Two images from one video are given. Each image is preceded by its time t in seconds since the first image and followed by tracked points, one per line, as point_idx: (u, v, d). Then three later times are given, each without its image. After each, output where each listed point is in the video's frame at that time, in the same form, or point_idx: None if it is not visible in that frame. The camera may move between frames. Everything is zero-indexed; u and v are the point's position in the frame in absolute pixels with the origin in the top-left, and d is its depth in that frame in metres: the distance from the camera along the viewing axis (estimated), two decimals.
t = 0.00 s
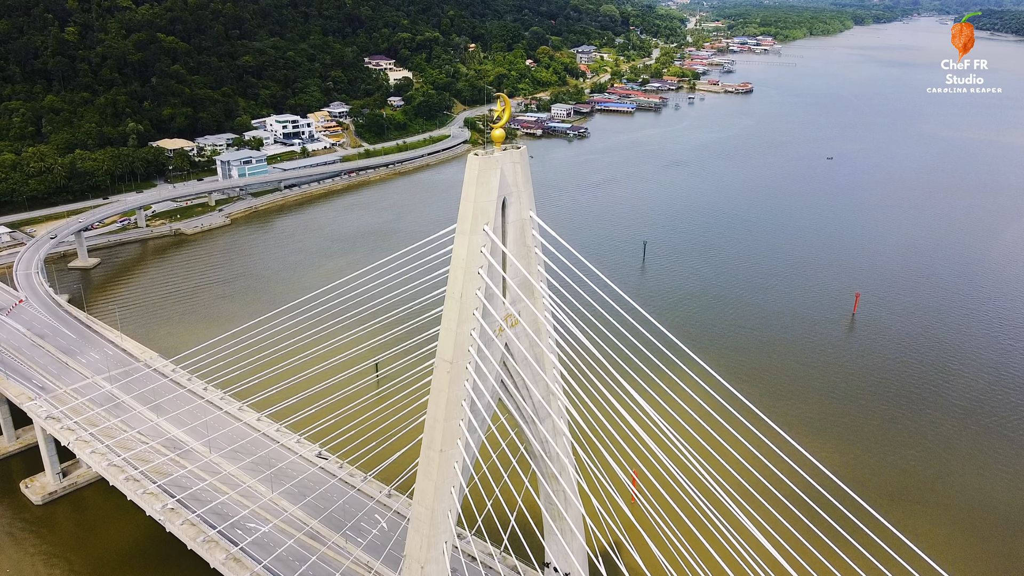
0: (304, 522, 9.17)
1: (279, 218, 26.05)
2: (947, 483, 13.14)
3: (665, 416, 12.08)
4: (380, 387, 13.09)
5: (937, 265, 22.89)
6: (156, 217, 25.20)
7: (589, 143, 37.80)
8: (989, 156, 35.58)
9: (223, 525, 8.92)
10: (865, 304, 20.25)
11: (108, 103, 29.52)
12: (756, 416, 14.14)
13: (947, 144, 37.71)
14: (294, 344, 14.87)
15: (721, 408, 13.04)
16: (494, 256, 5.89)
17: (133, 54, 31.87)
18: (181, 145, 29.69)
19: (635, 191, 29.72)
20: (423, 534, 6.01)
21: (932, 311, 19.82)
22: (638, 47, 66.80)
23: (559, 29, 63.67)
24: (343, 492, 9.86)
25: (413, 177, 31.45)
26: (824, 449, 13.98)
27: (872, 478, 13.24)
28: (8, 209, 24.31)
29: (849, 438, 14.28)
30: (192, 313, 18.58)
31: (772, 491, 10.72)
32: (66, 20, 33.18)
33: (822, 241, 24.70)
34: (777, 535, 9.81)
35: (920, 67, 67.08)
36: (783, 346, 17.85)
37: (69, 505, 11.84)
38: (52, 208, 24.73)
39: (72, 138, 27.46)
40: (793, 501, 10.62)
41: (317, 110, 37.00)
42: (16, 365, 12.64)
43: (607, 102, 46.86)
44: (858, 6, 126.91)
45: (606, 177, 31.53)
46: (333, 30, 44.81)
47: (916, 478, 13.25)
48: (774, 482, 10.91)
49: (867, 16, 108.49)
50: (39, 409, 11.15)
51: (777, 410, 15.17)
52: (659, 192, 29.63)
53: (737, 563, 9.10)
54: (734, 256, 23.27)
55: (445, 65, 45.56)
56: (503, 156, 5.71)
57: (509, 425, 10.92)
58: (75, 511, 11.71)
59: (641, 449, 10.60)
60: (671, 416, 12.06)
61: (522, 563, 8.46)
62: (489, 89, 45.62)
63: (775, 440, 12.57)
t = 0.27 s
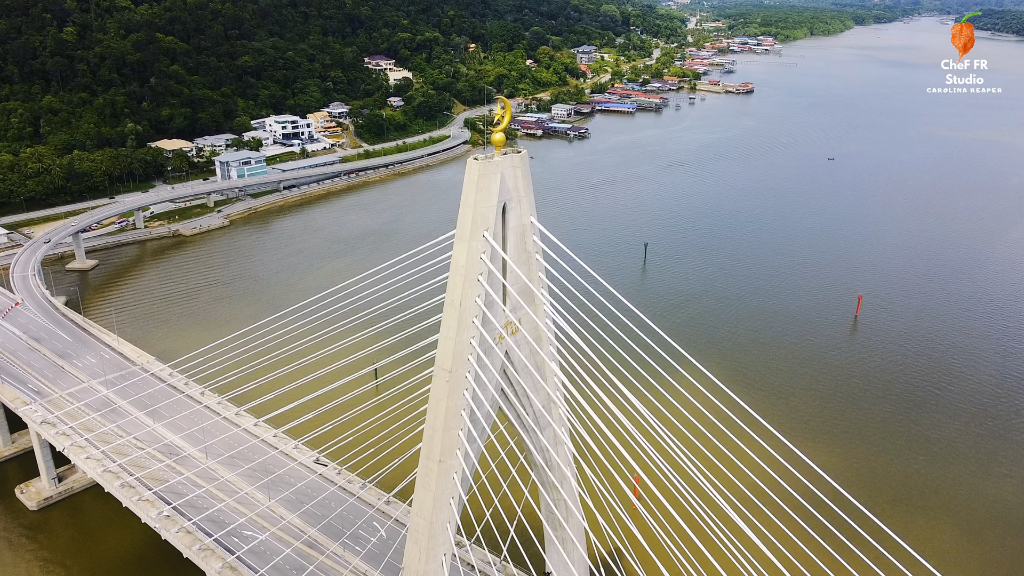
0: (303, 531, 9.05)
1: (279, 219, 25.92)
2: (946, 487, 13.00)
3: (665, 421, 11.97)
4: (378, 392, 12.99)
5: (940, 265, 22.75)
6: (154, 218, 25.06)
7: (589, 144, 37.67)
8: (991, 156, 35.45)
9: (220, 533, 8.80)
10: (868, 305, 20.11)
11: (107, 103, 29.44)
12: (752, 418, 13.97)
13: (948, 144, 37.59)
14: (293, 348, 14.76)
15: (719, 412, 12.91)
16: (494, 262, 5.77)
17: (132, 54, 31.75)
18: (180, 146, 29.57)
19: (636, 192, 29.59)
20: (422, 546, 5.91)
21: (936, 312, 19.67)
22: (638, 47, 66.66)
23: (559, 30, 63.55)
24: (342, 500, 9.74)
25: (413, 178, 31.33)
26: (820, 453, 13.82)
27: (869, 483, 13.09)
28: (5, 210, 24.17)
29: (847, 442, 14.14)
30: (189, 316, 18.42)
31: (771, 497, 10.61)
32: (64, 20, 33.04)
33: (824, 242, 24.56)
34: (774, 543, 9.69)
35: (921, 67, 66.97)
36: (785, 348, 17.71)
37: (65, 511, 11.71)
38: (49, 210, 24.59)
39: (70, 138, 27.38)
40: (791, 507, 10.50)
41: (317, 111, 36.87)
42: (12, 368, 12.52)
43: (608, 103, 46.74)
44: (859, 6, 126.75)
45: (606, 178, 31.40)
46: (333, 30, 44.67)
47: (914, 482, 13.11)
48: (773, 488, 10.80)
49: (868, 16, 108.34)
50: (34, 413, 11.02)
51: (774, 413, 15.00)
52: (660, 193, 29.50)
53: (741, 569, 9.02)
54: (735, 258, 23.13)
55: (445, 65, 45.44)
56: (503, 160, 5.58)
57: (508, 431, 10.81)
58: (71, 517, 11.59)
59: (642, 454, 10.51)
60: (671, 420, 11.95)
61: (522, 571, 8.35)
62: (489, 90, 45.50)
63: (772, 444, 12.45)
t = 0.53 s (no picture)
0: (300, 539, 8.93)
1: (277, 221, 25.77)
2: (945, 494, 12.84)
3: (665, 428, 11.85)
4: (377, 396, 12.93)
5: (943, 267, 22.61)
6: (152, 220, 24.93)
7: (589, 145, 37.54)
8: (992, 157, 35.34)
9: (215, 541, 8.68)
10: (871, 307, 19.96)
11: (105, 104, 29.35)
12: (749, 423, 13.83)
13: (950, 145, 37.45)
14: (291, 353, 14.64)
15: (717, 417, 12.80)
16: (494, 269, 5.64)
17: (131, 55, 31.62)
18: (179, 147, 29.46)
19: (637, 193, 29.47)
20: (420, 558, 5.80)
21: (940, 314, 19.52)
22: (639, 47, 66.55)
23: (559, 30, 63.41)
24: (342, 508, 9.60)
25: (412, 179, 31.21)
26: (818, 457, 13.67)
27: (866, 489, 12.94)
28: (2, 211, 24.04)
29: (846, 447, 13.99)
30: (187, 318, 18.29)
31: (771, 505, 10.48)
32: (63, 20, 32.91)
33: (826, 243, 24.42)
34: (774, 552, 9.56)
35: (921, 67, 66.87)
36: (787, 350, 17.58)
37: (60, 517, 11.59)
38: (47, 211, 24.45)
39: (68, 139, 27.28)
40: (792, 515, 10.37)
41: (316, 111, 36.75)
42: (6, 373, 12.40)
43: (608, 104, 46.62)
44: (859, 6, 126.63)
45: (606, 179, 31.29)
46: (332, 31, 44.55)
47: (913, 488, 12.96)
48: (775, 495, 10.72)
49: (869, 16, 108.23)
50: (29, 418, 10.88)
51: (772, 416, 14.85)
52: (660, 194, 29.38)
53: None
54: (736, 259, 23.00)
55: (445, 66, 45.32)
56: (504, 165, 5.45)
57: (508, 437, 10.71)
58: (66, 523, 11.46)
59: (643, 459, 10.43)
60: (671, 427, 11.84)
61: None
62: (489, 90, 45.38)
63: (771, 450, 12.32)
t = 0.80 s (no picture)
0: (298, 548, 8.81)
1: (276, 222, 25.65)
2: (947, 499, 12.70)
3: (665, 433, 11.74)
4: (376, 400, 12.84)
5: (946, 269, 22.46)
6: (150, 221, 24.81)
7: (590, 145, 37.41)
8: (994, 158, 35.19)
9: (211, 550, 8.55)
10: (873, 309, 19.83)
11: (103, 104, 29.24)
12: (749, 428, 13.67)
13: (951, 146, 37.30)
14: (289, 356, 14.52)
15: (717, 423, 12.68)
16: (494, 276, 5.52)
17: (130, 55, 31.49)
18: (178, 147, 29.34)
19: (637, 194, 29.33)
20: (419, 572, 5.68)
21: (943, 316, 19.38)
22: (639, 47, 66.41)
23: (560, 29, 63.26)
24: (342, 516, 9.48)
25: (412, 180, 31.08)
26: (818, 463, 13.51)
27: (867, 495, 12.79)
28: None
29: (846, 451, 13.84)
30: (185, 320, 18.16)
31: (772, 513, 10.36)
32: (62, 20, 32.78)
33: (828, 244, 24.28)
34: (775, 561, 9.43)
35: (922, 68, 66.73)
36: (789, 352, 17.44)
37: (55, 523, 11.46)
38: (45, 212, 24.34)
39: (66, 139, 27.15)
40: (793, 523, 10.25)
41: (315, 112, 36.62)
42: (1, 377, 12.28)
43: (609, 104, 46.50)
44: (860, 7, 126.54)
45: (607, 180, 31.17)
46: (332, 31, 44.42)
47: (914, 494, 12.81)
48: (778, 501, 10.62)
49: (869, 15, 108.03)
50: (23, 424, 10.76)
51: (771, 420, 14.67)
52: (661, 195, 29.25)
53: None
54: (738, 261, 22.87)
55: (445, 66, 45.19)
56: (503, 170, 5.33)
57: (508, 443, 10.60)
58: (62, 530, 11.34)
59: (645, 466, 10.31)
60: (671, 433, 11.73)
61: None
62: (489, 91, 45.24)
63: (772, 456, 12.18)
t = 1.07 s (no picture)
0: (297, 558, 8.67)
1: (275, 223, 25.53)
2: (949, 505, 12.51)
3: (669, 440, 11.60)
4: (375, 403, 12.72)
5: (948, 270, 22.32)
6: (149, 222, 24.69)
7: (590, 146, 37.27)
8: (996, 159, 35.04)
9: (208, 559, 8.44)
10: (876, 311, 19.70)
11: (102, 105, 29.15)
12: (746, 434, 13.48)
13: (953, 147, 37.16)
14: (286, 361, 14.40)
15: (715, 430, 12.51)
16: (494, 284, 5.40)
17: (129, 55, 31.37)
18: (176, 148, 29.22)
19: (638, 195, 29.19)
20: None
21: (946, 318, 19.23)
22: (640, 48, 66.29)
23: (560, 30, 63.10)
24: (342, 526, 9.34)
25: (412, 181, 30.96)
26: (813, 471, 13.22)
27: (866, 501, 12.56)
28: None
29: (848, 457, 13.60)
30: (183, 322, 18.04)
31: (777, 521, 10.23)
32: (60, 20, 32.68)
33: (830, 246, 24.15)
34: (778, 571, 9.30)
35: (923, 68, 66.58)
36: (791, 355, 17.29)
37: (50, 529, 11.33)
38: (42, 213, 24.23)
39: (64, 140, 27.04)
40: (796, 531, 10.07)
41: (315, 113, 36.49)
42: None
43: (609, 104, 46.38)
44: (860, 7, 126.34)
45: (607, 181, 31.04)
46: (332, 31, 44.30)
47: (917, 497, 12.68)
48: (781, 508, 10.52)
49: (870, 16, 107.87)
50: (18, 429, 10.64)
51: (769, 426, 14.45)
52: (662, 196, 29.12)
53: None
54: (739, 262, 22.74)
55: (445, 67, 45.08)
56: (504, 176, 5.20)
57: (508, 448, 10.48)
58: (57, 536, 11.21)
59: (647, 473, 10.20)
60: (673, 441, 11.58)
61: None
62: (489, 91, 45.10)
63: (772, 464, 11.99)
